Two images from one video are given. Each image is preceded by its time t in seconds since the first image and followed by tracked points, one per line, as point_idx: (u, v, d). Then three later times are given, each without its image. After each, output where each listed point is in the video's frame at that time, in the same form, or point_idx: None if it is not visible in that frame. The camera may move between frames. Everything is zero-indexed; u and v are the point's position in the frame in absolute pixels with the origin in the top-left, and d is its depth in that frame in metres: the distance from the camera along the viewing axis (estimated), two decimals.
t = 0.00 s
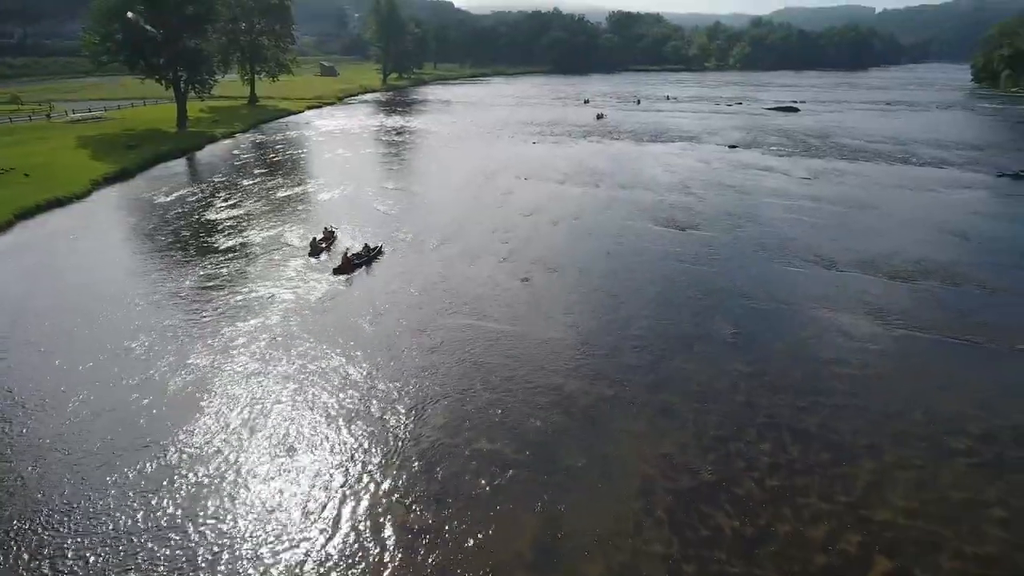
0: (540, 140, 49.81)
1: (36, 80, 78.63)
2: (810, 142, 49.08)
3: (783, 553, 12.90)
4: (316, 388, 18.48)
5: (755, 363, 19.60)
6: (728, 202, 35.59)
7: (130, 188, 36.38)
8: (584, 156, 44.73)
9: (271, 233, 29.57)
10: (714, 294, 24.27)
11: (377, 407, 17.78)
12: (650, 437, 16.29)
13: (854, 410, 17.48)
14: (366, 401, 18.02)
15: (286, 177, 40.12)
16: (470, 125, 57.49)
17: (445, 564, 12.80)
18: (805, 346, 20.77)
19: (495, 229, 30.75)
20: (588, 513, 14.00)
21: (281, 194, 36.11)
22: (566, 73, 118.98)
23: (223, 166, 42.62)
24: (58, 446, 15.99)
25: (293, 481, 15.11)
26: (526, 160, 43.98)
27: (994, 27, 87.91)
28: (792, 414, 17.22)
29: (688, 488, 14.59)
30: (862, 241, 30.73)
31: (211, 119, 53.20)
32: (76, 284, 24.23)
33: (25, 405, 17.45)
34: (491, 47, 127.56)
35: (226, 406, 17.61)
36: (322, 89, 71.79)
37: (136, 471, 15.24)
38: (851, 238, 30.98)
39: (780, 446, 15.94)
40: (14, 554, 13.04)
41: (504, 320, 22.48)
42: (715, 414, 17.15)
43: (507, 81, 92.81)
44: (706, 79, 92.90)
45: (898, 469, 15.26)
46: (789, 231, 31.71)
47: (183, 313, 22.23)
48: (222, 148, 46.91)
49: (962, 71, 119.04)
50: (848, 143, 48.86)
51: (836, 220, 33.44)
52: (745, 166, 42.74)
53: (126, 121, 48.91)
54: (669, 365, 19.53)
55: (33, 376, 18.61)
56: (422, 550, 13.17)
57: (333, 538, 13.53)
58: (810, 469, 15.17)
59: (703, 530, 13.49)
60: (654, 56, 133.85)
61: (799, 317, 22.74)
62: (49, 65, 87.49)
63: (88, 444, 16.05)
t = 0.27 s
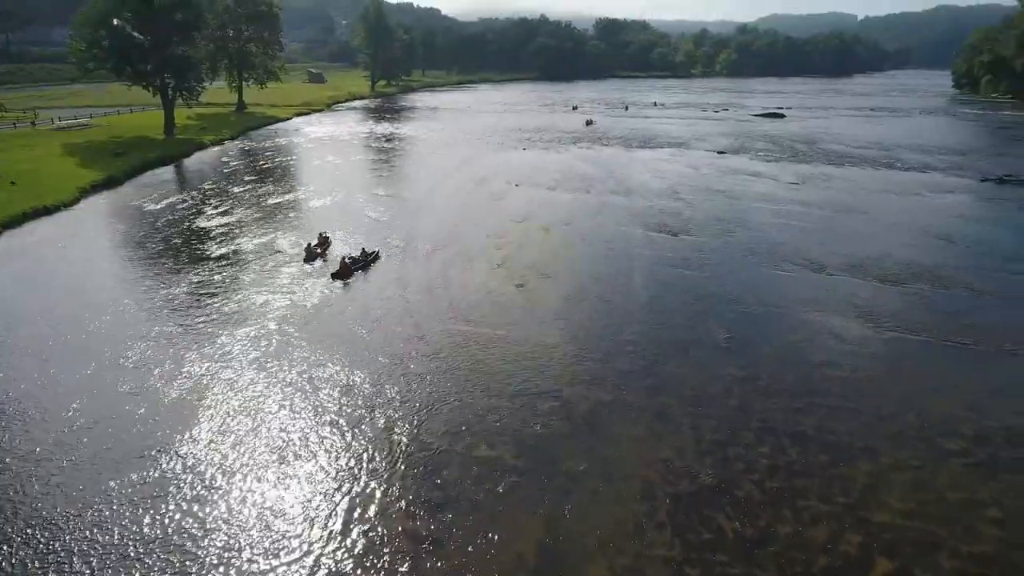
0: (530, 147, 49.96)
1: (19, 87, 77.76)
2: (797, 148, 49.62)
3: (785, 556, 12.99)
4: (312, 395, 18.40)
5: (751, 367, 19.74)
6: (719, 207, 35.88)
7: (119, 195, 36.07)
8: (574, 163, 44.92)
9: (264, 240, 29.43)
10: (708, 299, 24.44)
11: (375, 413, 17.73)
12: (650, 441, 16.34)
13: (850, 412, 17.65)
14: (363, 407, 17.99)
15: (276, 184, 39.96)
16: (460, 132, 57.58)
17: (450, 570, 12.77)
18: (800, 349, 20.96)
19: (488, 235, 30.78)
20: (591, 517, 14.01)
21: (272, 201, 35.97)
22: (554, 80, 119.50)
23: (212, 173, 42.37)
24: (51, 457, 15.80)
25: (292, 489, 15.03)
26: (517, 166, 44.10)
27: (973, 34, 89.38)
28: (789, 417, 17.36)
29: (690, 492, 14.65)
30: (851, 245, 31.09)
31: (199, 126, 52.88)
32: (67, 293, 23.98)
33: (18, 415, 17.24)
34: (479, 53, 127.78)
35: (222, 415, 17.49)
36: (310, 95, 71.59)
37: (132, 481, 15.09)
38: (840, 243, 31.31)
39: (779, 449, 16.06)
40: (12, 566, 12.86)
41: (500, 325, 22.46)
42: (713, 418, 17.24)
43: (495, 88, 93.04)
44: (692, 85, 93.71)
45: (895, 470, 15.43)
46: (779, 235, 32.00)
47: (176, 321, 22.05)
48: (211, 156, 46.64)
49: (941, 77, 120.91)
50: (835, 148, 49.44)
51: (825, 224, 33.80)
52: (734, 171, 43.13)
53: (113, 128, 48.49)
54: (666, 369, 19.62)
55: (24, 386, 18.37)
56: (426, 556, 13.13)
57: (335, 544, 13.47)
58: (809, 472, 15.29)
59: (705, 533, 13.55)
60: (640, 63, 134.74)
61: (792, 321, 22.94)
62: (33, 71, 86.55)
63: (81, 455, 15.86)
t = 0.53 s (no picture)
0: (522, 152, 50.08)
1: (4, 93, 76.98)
2: (786, 152, 50.07)
3: (788, 558, 13.07)
4: (310, 401, 18.35)
5: (748, 370, 19.85)
6: (711, 211, 36.11)
7: (109, 203, 35.77)
8: (566, 168, 45.06)
9: (257, 247, 29.28)
10: (703, 302, 24.55)
11: (375, 418, 17.69)
12: (651, 446, 16.38)
13: (847, 414, 17.79)
14: (362, 412, 17.95)
15: (268, 190, 39.79)
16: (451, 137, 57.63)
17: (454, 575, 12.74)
18: (795, 352, 21.10)
19: (482, 240, 30.79)
20: (594, 522, 14.03)
21: (264, 207, 35.81)
22: (543, 86, 119.96)
23: (202, 180, 42.14)
24: (48, 467, 15.62)
25: (294, 495, 14.97)
26: (509, 171, 44.17)
27: (956, 40, 90.64)
28: (787, 419, 17.47)
29: (691, 496, 14.70)
30: (842, 248, 31.39)
31: (188, 132, 52.59)
32: (59, 301, 23.75)
33: (13, 425, 17.05)
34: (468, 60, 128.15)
35: (220, 422, 17.39)
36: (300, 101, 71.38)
37: (131, 490, 14.96)
38: (831, 246, 31.58)
39: (778, 452, 16.15)
40: None
41: (498, 331, 22.48)
42: (712, 422, 17.32)
43: (485, 94, 93.22)
44: (680, 91, 94.35)
45: (893, 472, 15.56)
46: (771, 239, 32.25)
47: (170, 329, 21.89)
48: (201, 162, 46.38)
49: (924, 82, 122.60)
50: (823, 153, 49.92)
51: (816, 228, 34.10)
52: (724, 175, 43.45)
53: (101, 134, 48.06)
54: (664, 373, 19.70)
55: (18, 396, 18.18)
56: (429, 562, 13.10)
57: (338, 551, 13.42)
58: (809, 474, 15.39)
59: (708, 537, 13.60)
60: (629, 68, 135.48)
61: (787, 324, 23.10)
62: (18, 78, 85.74)
63: (78, 465, 15.70)
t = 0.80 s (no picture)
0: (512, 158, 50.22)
1: None
2: (773, 158, 50.62)
3: (790, 560, 13.17)
4: (308, 407, 18.30)
5: (744, 373, 20.00)
6: (701, 216, 36.40)
7: (96, 210, 35.41)
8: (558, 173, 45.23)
9: (249, 254, 29.12)
10: (697, 306, 24.71)
11: (374, 423, 17.67)
12: (650, 450, 16.44)
13: (842, 416, 17.96)
14: (360, 418, 17.90)
15: (258, 197, 39.60)
16: (440, 144, 57.70)
17: None
18: (789, 356, 21.28)
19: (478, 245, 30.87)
20: (597, 526, 14.04)
21: (255, 214, 35.64)
22: (530, 92, 120.44)
23: (191, 187, 41.84)
24: (43, 476, 15.44)
25: (295, 502, 14.91)
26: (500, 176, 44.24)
27: (936, 48, 92.12)
28: (784, 422, 17.62)
29: (692, 499, 14.77)
30: (830, 252, 31.75)
31: (176, 139, 52.22)
32: (49, 310, 23.48)
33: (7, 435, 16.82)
34: (455, 67, 128.51)
35: (218, 429, 17.29)
36: (287, 108, 71.11)
37: (129, 499, 14.82)
38: (821, 250, 31.92)
39: (776, 454, 16.29)
40: None
41: (497, 334, 22.56)
42: (711, 425, 17.44)
43: (472, 101, 93.39)
44: (666, 97, 95.02)
45: (890, 472, 15.75)
46: (762, 243, 32.53)
47: (163, 337, 21.72)
48: (189, 169, 46.07)
49: (905, 88, 124.45)
50: (810, 158, 50.48)
51: (806, 232, 34.44)
52: (713, 180, 43.83)
53: (87, 141, 47.57)
54: (661, 376, 19.79)
55: (11, 406, 17.96)
56: (434, 567, 13.06)
57: (342, 558, 13.35)
58: (808, 476, 15.53)
59: (710, 539, 13.67)
60: (615, 75, 136.31)
61: (780, 327, 23.32)
62: None
63: (74, 474, 15.52)
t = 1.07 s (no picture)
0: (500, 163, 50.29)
1: None
2: (759, 162, 51.10)
3: (791, 561, 13.25)
4: (304, 414, 18.18)
5: (738, 376, 20.14)
6: (690, 220, 36.64)
7: (81, 218, 34.98)
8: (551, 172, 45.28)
9: (239, 261, 28.91)
10: (690, 310, 24.85)
11: (371, 429, 17.58)
12: (648, 453, 16.49)
13: (836, 418, 18.14)
14: (358, 424, 17.82)
15: (246, 204, 39.33)
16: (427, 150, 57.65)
17: None
18: (783, 358, 21.47)
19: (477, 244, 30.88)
20: (598, 529, 14.05)
21: (243, 220, 35.41)
22: (516, 99, 120.72)
23: (177, 193, 41.46)
24: (34, 487, 15.18)
25: (294, 509, 14.79)
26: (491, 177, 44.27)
27: (916, 54, 93.55)
28: (780, 424, 17.74)
29: (692, 501, 14.83)
30: (819, 255, 32.08)
31: (161, 145, 51.76)
32: (36, 319, 23.16)
33: None
34: (440, 74, 128.54)
35: (213, 438, 17.11)
36: (273, 114, 70.71)
37: (124, 509, 14.61)
38: (810, 253, 32.24)
39: (773, 456, 16.40)
40: None
41: (499, 334, 22.63)
42: (708, 427, 17.53)
43: (459, 106, 93.41)
44: (652, 103, 95.71)
45: (885, 473, 15.92)
46: (751, 247, 32.80)
47: (154, 345, 21.47)
48: (175, 176, 45.66)
49: (884, 94, 126.21)
50: (795, 163, 51.02)
51: (794, 236, 34.79)
52: (701, 185, 44.17)
53: (69, 147, 47.11)
54: (657, 379, 19.87)
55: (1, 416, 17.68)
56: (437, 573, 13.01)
57: (344, 564, 13.27)
58: (805, 477, 15.66)
59: (711, 541, 13.73)
60: (600, 81, 136.97)
61: (772, 330, 23.52)
62: None
63: (66, 485, 15.28)
